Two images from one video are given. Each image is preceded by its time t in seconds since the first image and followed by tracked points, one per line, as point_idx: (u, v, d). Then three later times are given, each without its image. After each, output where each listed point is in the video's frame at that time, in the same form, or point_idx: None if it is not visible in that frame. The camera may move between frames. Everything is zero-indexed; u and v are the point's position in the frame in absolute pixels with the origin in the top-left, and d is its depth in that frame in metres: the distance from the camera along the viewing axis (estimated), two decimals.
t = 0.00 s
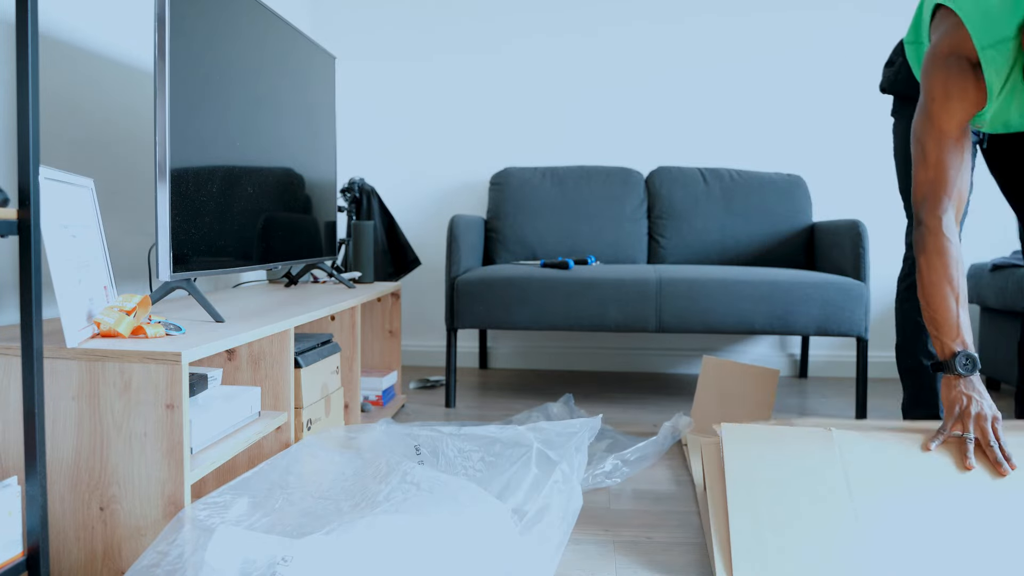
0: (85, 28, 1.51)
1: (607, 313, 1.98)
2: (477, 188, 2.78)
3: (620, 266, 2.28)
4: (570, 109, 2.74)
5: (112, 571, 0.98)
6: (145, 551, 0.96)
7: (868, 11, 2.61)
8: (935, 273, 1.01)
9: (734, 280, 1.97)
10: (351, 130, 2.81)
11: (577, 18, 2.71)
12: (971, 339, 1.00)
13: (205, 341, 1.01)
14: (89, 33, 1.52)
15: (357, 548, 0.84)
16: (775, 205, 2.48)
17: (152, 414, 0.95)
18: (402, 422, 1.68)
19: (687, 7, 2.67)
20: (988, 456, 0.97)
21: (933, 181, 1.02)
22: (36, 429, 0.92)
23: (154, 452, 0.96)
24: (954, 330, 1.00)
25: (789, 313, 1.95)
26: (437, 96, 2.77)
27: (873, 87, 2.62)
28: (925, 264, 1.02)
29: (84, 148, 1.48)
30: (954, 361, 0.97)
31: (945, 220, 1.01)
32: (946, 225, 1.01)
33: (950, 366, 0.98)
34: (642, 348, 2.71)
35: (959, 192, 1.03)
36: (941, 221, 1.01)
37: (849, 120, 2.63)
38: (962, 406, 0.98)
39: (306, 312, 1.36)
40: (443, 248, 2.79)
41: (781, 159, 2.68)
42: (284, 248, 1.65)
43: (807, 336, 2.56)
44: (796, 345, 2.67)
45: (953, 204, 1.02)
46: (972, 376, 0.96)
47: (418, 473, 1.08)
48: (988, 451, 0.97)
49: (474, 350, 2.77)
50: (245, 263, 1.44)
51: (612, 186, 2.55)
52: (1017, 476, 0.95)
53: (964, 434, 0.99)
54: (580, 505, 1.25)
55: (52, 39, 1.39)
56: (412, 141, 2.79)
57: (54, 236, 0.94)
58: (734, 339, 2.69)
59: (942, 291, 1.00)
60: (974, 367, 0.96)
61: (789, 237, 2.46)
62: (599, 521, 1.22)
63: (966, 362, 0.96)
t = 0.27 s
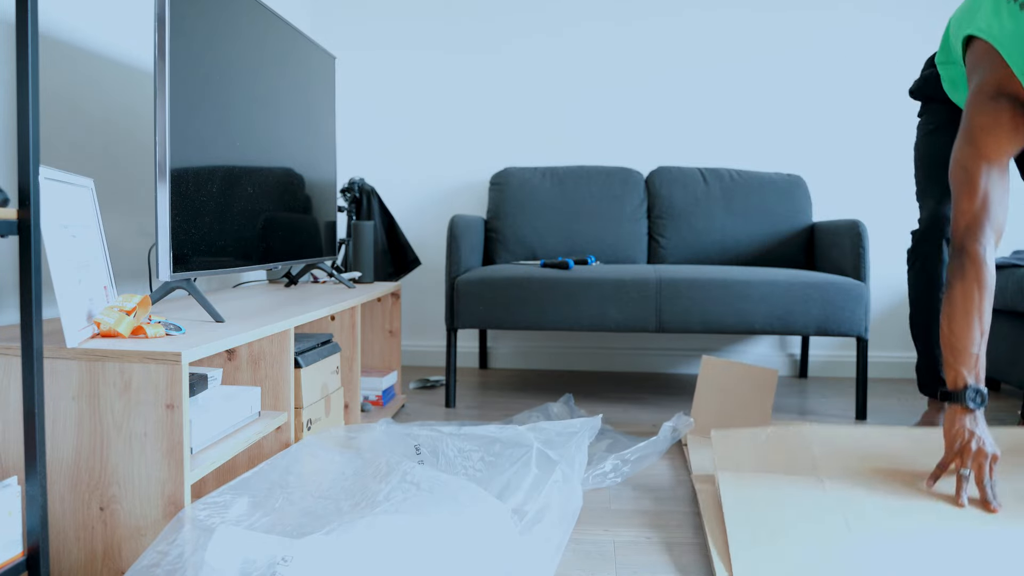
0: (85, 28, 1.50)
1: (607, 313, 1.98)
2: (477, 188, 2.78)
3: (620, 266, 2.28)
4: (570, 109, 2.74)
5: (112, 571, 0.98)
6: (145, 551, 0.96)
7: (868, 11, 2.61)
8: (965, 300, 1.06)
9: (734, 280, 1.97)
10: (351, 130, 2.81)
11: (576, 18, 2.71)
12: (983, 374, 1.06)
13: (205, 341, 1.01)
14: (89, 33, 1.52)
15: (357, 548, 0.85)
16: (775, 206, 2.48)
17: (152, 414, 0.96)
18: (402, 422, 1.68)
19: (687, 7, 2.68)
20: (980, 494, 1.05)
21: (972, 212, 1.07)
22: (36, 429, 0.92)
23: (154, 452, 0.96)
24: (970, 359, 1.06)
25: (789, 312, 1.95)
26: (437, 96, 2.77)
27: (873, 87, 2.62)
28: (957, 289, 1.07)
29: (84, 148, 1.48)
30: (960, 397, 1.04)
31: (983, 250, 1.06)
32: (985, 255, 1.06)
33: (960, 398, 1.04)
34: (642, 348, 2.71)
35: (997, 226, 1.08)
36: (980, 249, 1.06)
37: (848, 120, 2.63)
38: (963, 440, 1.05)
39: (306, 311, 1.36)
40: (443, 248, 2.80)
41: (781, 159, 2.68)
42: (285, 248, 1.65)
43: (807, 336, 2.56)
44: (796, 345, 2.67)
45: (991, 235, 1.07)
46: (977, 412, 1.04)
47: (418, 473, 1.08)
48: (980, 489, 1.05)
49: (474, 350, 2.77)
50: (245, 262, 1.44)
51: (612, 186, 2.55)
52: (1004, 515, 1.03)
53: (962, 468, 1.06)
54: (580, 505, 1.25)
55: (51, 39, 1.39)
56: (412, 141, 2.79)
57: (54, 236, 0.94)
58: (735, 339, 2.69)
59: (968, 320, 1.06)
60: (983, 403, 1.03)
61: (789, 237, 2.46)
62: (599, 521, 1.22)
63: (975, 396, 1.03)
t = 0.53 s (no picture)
0: (85, 28, 1.50)
1: (607, 313, 1.98)
2: (477, 189, 2.79)
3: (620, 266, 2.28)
4: (570, 109, 2.74)
5: (112, 571, 0.98)
6: (145, 551, 0.96)
7: (868, 11, 2.61)
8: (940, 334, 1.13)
9: (734, 281, 1.96)
10: (351, 130, 2.81)
11: (576, 17, 2.71)
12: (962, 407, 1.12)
13: (205, 341, 1.01)
14: (89, 33, 1.52)
15: (357, 548, 0.85)
16: (775, 206, 2.48)
17: (152, 413, 0.96)
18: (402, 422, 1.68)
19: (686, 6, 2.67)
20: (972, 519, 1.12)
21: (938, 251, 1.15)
22: (36, 429, 0.92)
23: (154, 452, 0.96)
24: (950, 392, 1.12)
25: (789, 312, 1.95)
26: (437, 96, 2.77)
27: (873, 87, 2.62)
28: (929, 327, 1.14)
29: (84, 148, 1.48)
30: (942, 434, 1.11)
31: (952, 287, 1.13)
32: (954, 291, 1.13)
33: (940, 433, 1.11)
34: (642, 348, 2.71)
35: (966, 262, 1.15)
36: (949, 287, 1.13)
37: (848, 120, 2.63)
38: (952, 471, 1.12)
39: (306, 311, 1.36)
40: (443, 248, 2.80)
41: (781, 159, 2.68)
42: (284, 248, 1.65)
43: (807, 336, 2.56)
44: (796, 345, 2.67)
45: (959, 272, 1.14)
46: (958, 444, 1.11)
47: (418, 474, 1.07)
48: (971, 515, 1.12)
49: (474, 350, 2.77)
50: (244, 263, 1.44)
51: (612, 186, 2.55)
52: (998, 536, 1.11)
53: (951, 499, 1.13)
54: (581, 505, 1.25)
55: (52, 39, 1.39)
56: (412, 141, 2.79)
57: (54, 236, 0.94)
58: (735, 339, 2.69)
59: (943, 353, 1.12)
60: (962, 435, 1.10)
61: (789, 237, 2.46)
62: (599, 521, 1.22)
63: (955, 430, 1.10)
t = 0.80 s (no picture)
0: (85, 28, 1.50)
1: (607, 313, 1.98)
2: (477, 188, 2.78)
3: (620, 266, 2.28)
4: (570, 109, 2.74)
5: (112, 571, 0.98)
6: (145, 551, 0.96)
7: (868, 11, 2.61)
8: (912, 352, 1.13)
9: (733, 280, 1.96)
10: (351, 131, 2.81)
11: (576, 17, 2.71)
12: (947, 416, 1.12)
13: (205, 341, 1.01)
14: (89, 33, 1.52)
15: (357, 548, 0.85)
16: (775, 206, 2.48)
17: (153, 413, 0.96)
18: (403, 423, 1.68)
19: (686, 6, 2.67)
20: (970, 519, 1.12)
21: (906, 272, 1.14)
22: (36, 429, 0.92)
23: (154, 452, 0.96)
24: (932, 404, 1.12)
25: (789, 312, 1.95)
26: (437, 96, 2.77)
27: (873, 87, 2.62)
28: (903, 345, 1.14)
29: (84, 148, 1.48)
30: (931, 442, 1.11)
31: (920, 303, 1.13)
32: (924, 305, 1.13)
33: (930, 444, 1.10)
34: (643, 348, 2.71)
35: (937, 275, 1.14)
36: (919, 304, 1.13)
37: (848, 120, 2.63)
38: (946, 475, 1.12)
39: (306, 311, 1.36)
40: (443, 248, 2.80)
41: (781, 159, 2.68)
42: (284, 248, 1.65)
43: (807, 336, 2.56)
44: (796, 345, 2.67)
45: (930, 287, 1.13)
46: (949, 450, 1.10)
47: (418, 474, 1.07)
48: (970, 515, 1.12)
49: (474, 350, 2.77)
50: (244, 263, 1.44)
51: (612, 186, 2.55)
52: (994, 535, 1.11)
53: (949, 501, 1.13)
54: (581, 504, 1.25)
55: (52, 39, 1.39)
56: (412, 141, 2.79)
57: (54, 237, 0.94)
58: (735, 339, 2.69)
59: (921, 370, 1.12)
60: (951, 443, 1.09)
61: (789, 237, 2.46)
62: (599, 521, 1.22)
63: (944, 439, 1.09)
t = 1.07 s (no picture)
0: (85, 28, 1.51)
1: (607, 313, 1.98)
2: (477, 188, 2.79)
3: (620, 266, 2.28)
4: (570, 109, 2.74)
5: (112, 571, 0.98)
6: (145, 551, 0.96)
7: (868, 11, 2.61)
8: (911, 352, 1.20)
9: (734, 281, 1.96)
10: (351, 131, 2.81)
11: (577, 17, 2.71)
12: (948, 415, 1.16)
13: (205, 340, 1.01)
14: (89, 33, 1.52)
15: (357, 548, 0.85)
16: (775, 206, 2.48)
17: (152, 413, 0.96)
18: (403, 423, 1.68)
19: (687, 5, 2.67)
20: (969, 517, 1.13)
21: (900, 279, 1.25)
22: (36, 429, 0.92)
23: (154, 452, 0.96)
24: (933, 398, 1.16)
25: (789, 312, 1.95)
26: (437, 96, 2.77)
27: (873, 87, 2.62)
28: (905, 347, 1.20)
29: (85, 148, 1.48)
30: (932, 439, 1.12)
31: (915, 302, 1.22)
32: (918, 307, 1.22)
33: (930, 440, 1.12)
34: (643, 348, 2.71)
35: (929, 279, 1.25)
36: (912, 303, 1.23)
37: (848, 120, 2.63)
38: (948, 473, 1.12)
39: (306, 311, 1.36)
40: (443, 248, 2.79)
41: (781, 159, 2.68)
42: (284, 248, 1.65)
43: (807, 336, 2.56)
44: (796, 345, 2.67)
45: (923, 288, 1.23)
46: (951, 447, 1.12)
47: (418, 474, 1.07)
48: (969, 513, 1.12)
49: (474, 350, 2.77)
50: (244, 262, 1.44)
51: (612, 186, 2.55)
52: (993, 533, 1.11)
53: (950, 499, 1.13)
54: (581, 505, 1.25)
55: (52, 40, 1.39)
56: (412, 142, 2.79)
57: (54, 237, 0.94)
58: (735, 339, 2.69)
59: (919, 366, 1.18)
60: (951, 440, 1.11)
61: (789, 237, 2.46)
62: (599, 521, 1.22)
63: (944, 435, 1.11)
